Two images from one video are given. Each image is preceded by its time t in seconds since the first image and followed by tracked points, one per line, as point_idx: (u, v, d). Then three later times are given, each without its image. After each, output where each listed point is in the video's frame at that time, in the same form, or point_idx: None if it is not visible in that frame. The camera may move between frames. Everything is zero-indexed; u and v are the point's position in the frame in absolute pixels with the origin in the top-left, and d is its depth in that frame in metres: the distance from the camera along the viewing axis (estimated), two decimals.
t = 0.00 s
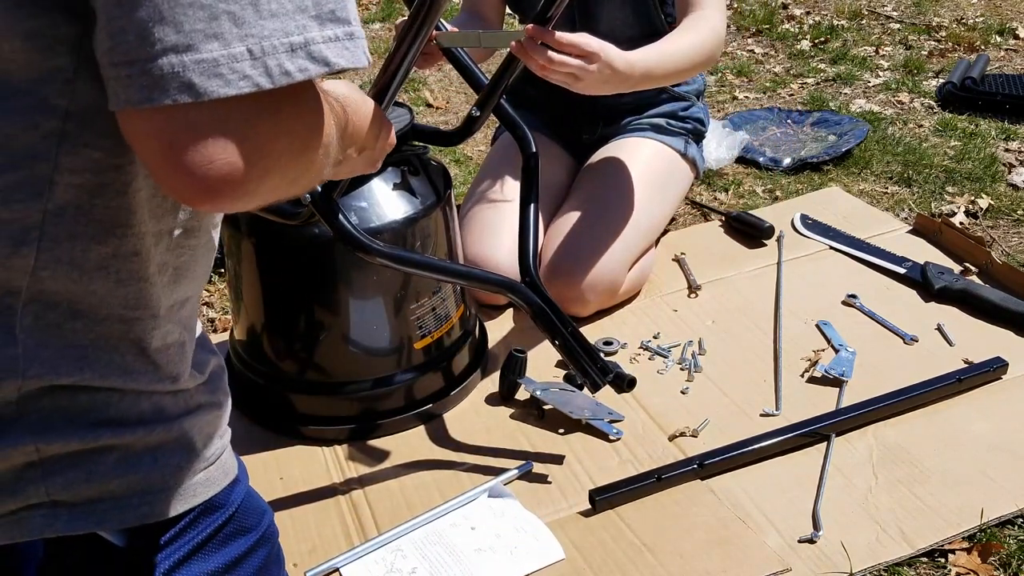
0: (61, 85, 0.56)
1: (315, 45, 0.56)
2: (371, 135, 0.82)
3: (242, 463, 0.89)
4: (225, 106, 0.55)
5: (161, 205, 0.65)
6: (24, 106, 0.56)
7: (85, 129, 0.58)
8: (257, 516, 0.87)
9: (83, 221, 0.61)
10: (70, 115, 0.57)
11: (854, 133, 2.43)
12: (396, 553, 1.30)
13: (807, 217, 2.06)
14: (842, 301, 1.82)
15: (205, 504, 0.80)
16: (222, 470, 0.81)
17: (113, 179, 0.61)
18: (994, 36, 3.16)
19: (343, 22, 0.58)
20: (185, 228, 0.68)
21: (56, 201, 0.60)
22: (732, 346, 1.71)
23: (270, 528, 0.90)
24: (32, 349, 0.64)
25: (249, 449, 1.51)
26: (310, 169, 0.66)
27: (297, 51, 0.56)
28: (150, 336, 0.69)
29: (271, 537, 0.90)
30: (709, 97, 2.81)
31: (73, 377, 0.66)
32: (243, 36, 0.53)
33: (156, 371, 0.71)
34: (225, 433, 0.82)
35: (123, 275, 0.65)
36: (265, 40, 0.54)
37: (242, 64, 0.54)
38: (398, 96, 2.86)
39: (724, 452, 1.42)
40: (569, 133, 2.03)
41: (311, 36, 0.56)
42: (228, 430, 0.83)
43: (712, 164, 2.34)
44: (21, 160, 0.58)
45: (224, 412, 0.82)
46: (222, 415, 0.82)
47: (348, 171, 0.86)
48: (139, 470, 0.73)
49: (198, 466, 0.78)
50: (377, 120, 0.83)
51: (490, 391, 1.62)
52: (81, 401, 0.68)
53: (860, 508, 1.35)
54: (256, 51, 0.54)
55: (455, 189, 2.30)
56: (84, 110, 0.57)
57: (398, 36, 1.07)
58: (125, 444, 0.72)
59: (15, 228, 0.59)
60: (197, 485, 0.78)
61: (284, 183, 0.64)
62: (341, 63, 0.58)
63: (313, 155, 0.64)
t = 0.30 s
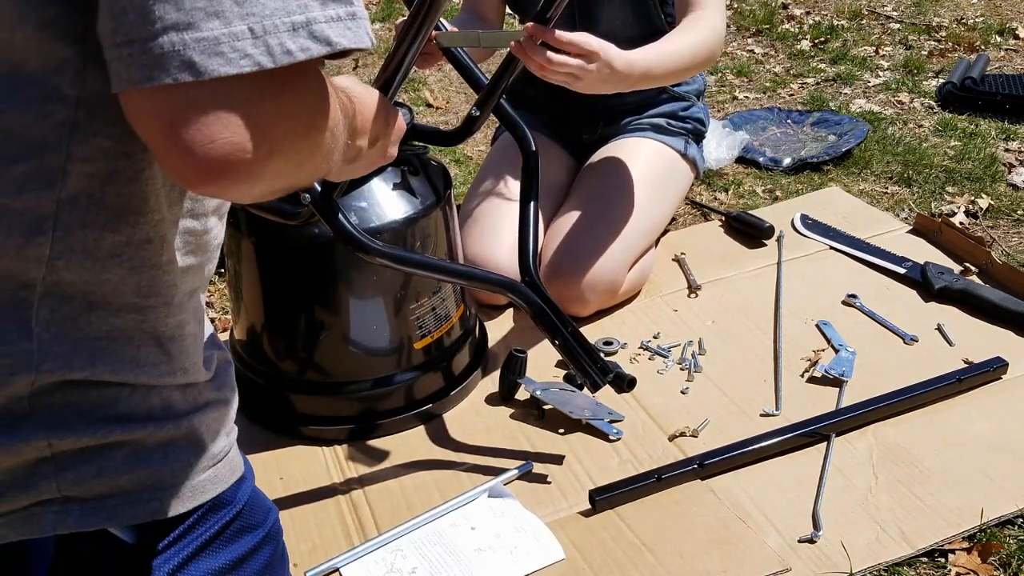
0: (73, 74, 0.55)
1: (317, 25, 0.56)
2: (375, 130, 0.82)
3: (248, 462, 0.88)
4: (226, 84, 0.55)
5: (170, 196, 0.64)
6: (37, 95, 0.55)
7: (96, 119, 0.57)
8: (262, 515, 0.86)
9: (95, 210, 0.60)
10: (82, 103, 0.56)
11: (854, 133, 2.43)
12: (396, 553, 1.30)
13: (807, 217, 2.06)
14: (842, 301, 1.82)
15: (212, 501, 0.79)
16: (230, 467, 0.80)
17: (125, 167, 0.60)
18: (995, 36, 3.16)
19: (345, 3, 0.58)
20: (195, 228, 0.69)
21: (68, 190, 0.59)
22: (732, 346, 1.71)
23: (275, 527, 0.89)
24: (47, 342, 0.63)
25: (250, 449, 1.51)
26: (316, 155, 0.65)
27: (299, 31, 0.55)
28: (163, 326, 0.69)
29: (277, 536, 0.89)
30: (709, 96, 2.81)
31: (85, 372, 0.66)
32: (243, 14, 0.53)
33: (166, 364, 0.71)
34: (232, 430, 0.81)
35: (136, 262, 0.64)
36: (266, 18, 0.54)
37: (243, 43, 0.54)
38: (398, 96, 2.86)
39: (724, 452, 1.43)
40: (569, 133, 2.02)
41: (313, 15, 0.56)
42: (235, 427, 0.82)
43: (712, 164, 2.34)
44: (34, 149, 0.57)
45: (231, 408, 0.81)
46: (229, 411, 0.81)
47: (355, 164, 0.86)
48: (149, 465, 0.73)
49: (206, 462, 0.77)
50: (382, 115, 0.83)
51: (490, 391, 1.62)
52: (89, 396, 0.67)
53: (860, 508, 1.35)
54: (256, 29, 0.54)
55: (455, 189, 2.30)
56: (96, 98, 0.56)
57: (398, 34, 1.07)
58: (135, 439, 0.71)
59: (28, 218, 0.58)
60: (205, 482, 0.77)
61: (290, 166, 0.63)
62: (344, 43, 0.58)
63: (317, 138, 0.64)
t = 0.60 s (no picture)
0: (73, 69, 0.55)
1: (307, 15, 0.56)
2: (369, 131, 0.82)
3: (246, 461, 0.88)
4: (218, 69, 0.54)
5: (168, 192, 0.65)
6: (37, 90, 0.55)
7: (95, 112, 0.57)
8: (262, 515, 0.86)
9: (94, 204, 0.60)
10: (82, 97, 0.56)
11: (853, 133, 2.43)
12: (397, 553, 1.30)
13: (807, 217, 2.06)
14: (842, 301, 1.82)
15: (212, 502, 0.78)
16: (229, 467, 0.80)
17: (124, 161, 0.60)
18: (994, 36, 3.16)
19: None
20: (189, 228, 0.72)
21: (69, 183, 0.58)
22: (732, 346, 1.71)
23: (274, 527, 0.88)
24: (47, 337, 0.62)
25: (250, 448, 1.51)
26: (308, 147, 0.65)
27: (289, 21, 0.55)
28: (161, 321, 0.68)
29: (276, 536, 0.89)
30: (709, 97, 2.81)
31: (84, 367, 0.65)
32: (234, 2, 0.53)
33: (165, 361, 0.70)
34: (231, 429, 0.81)
35: (135, 257, 0.64)
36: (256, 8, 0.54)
37: (234, 31, 0.53)
38: (398, 96, 2.86)
39: (724, 452, 1.43)
40: (569, 132, 2.02)
41: (303, 6, 0.56)
42: (233, 427, 0.82)
43: (712, 164, 2.34)
44: (34, 144, 0.56)
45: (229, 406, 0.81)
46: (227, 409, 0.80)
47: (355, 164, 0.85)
48: (148, 469, 0.71)
49: (208, 462, 0.76)
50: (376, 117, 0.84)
51: (490, 391, 1.62)
52: (89, 396, 0.67)
53: (860, 508, 1.35)
54: (247, 18, 0.53)
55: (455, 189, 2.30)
56: (95, 90, 0.56)
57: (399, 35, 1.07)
58: (133, 444, 0.70)
59: (29, 211, 0.58)
60: (208, 482, 0.77)
61: (283, 156, 0.62)
62: (334, 34, 0.58)
63: (310, 127, 0.63)
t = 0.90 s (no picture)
0: (75, 64, 0.55)
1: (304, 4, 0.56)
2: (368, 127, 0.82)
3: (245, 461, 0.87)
4: (217, 58, 0.54)
5: (168, 187, 0.65)
6: (40, 85, 0.55)
7: (96, 106, 0.57)
8: (262, 514, 0.86)
9: (97, 199, 0.60)
10: (83, 91, 0.56)
11: (853, 133, 2.43)
12: (397, 554, 1.30)
13: (807, 217, 2.06)
14: (842, 301, 1.82)
15: (214, 501, 0.78)
16: (230, 466, 0.80)
17: (125, 155, 0.60)
18: (994, 36, 3.16)
19: None
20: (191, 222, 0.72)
21: (72, 178, 0.58)
22: (732, 346, 1.71)
23: (274, 527, 0.88)
24: (50, 334, 0.62)
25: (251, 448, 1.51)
26: (306, 139, 0.65)
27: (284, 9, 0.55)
28: (164, 316, 0.68)
29: (277, 536, 0.88)
30: (709, 97, 2.81)
31: (88, 364, 0.64)
32: None
33: (169, 356, 0.70)
34: (232, 428, 0.81)
35: (138, 252, 0.63)
36: None
37: (230, 18, 0.53)
38: (398, 96, 2.86)
39: (724, 452, 1.43)
40: (569, 132, 2.02)
41: None
42: (233, 426, 0.81)
43: (712, 164, 2.34)
44: (36, 139, 0.56)
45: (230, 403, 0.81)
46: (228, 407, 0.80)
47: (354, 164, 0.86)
48: (151, 468, 0.71)
49: (210, 461, 0.76)
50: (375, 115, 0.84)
51: (490, 391, 1.62)
52: (92, 393, 0.66)
53: (860, 508, 1.35)
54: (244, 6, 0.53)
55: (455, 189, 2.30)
56: (96, 84, 0.56)
57: (400, 38, 1.07)
58: (136, 443, 0.70)
59: (32, 207, 0.58)
60: (210, 481, 0.77)
61: (280, 147, 0.62)
62: (330, 22, 0.58)
63: (308, 118, 0.63)
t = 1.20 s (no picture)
0: (75, 65, 0.55)
1: (304, 10, 0.56)
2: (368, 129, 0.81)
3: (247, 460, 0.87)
4: (217, 65, 0.54)
5: (169, 189, 0.65)
6: (40, 87, 0.54)
7: (96, 107, 0.56)
8: (263, 514, 0.86)
9: (97, 200, 0.59)
10: (84, 92, 0.56)
11: (853, 133, 2.43)
12: (397, 554, 1.30)
13: (807, 217, 2.06)
14: (842, 301, 1.82)
15: (216, 500, 0.78)
16: (233, 467, 0.80)
17: (126, 157, 0.59)
18: (994, 36, 3.16)
19: None
20: (189, 212, 0.70)
21: (73, 179, 0.58)
22: (732, 346, 1.71)
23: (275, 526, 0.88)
24: (52, 335, 0.62)
25: (251, 448, 1.51)
26: (308, 143, 0.64)
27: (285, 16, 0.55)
28: (166, 316, 0.67)
29: (277, 535, 0.88)
30: (709, 97, 2.81)
31: (89, 364, 0.64)
32: None
33: (169, 357, 0.69)
34: (234, 428, 0.81)
35: (139, 253, 0.63)
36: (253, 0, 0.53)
37: (231, 25, 0.53)
38: (398, 96, 2.86)
39: (724, 451, 1.43)
40: (569, 132, 2.02)
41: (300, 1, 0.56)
42: (235, 426, 0.81)
43: (712, 164, 2.34)
44: (37, 139, 0.56)
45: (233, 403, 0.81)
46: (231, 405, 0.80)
47: (352, 163, 0.85)
48: (153, 467, 0.71)
49: (212, 460, 0.76)
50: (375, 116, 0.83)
51: (490, 391, 1.62)
52: (94, 394, 0.66)
53: (860, 508, 1.35)
54: (245, 14, 0.53)
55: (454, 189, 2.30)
56: (97, 86, 0.56)
57: (400, 39, 1.08)
58: (138, 443, 0.70)
59: (33, 207, 0.58)
60: (212, 481, 0.76)
61: (282, 154, 0.62)
62: (331, 29, 0.58)
63: (309, 123, 0.62)
